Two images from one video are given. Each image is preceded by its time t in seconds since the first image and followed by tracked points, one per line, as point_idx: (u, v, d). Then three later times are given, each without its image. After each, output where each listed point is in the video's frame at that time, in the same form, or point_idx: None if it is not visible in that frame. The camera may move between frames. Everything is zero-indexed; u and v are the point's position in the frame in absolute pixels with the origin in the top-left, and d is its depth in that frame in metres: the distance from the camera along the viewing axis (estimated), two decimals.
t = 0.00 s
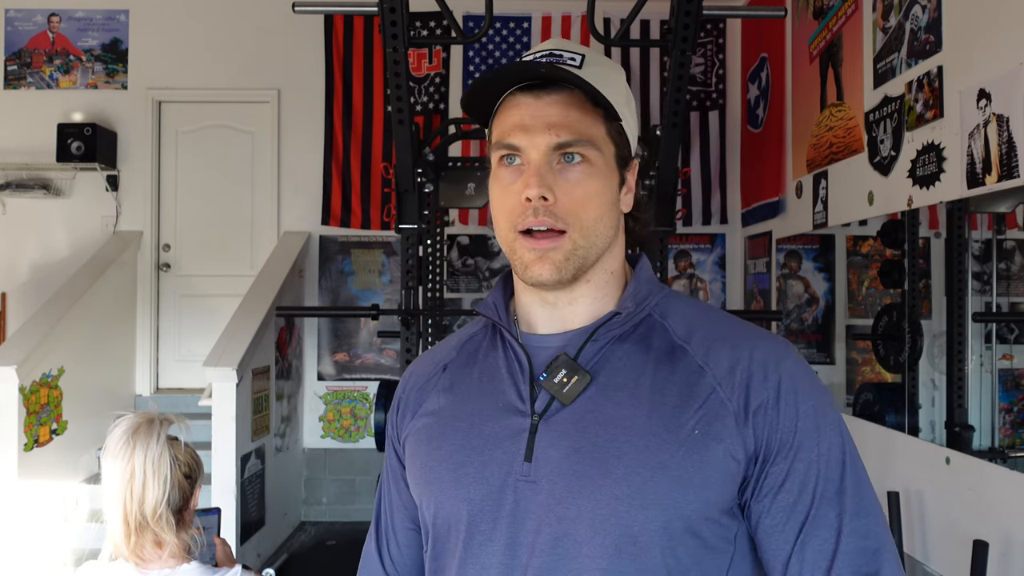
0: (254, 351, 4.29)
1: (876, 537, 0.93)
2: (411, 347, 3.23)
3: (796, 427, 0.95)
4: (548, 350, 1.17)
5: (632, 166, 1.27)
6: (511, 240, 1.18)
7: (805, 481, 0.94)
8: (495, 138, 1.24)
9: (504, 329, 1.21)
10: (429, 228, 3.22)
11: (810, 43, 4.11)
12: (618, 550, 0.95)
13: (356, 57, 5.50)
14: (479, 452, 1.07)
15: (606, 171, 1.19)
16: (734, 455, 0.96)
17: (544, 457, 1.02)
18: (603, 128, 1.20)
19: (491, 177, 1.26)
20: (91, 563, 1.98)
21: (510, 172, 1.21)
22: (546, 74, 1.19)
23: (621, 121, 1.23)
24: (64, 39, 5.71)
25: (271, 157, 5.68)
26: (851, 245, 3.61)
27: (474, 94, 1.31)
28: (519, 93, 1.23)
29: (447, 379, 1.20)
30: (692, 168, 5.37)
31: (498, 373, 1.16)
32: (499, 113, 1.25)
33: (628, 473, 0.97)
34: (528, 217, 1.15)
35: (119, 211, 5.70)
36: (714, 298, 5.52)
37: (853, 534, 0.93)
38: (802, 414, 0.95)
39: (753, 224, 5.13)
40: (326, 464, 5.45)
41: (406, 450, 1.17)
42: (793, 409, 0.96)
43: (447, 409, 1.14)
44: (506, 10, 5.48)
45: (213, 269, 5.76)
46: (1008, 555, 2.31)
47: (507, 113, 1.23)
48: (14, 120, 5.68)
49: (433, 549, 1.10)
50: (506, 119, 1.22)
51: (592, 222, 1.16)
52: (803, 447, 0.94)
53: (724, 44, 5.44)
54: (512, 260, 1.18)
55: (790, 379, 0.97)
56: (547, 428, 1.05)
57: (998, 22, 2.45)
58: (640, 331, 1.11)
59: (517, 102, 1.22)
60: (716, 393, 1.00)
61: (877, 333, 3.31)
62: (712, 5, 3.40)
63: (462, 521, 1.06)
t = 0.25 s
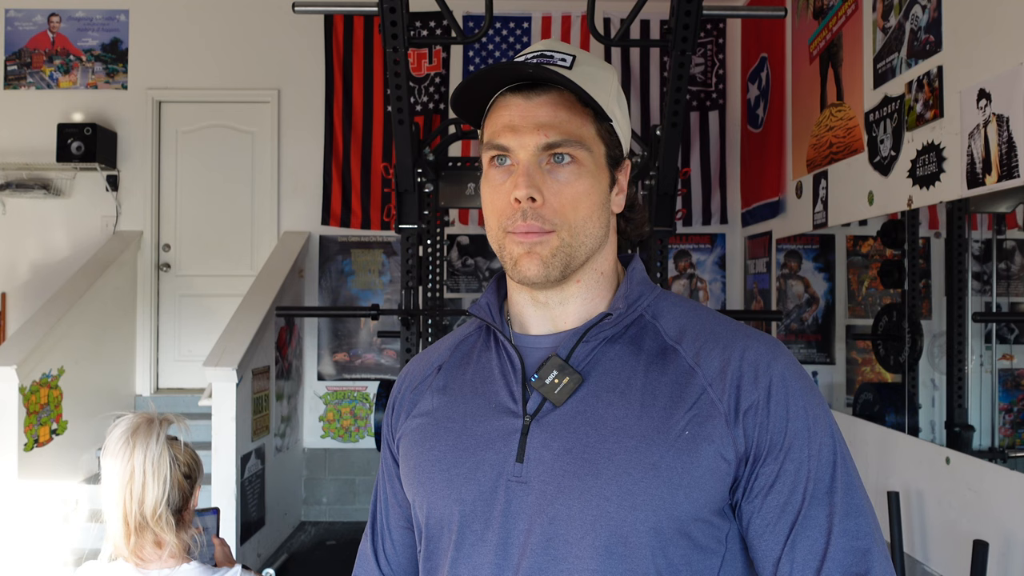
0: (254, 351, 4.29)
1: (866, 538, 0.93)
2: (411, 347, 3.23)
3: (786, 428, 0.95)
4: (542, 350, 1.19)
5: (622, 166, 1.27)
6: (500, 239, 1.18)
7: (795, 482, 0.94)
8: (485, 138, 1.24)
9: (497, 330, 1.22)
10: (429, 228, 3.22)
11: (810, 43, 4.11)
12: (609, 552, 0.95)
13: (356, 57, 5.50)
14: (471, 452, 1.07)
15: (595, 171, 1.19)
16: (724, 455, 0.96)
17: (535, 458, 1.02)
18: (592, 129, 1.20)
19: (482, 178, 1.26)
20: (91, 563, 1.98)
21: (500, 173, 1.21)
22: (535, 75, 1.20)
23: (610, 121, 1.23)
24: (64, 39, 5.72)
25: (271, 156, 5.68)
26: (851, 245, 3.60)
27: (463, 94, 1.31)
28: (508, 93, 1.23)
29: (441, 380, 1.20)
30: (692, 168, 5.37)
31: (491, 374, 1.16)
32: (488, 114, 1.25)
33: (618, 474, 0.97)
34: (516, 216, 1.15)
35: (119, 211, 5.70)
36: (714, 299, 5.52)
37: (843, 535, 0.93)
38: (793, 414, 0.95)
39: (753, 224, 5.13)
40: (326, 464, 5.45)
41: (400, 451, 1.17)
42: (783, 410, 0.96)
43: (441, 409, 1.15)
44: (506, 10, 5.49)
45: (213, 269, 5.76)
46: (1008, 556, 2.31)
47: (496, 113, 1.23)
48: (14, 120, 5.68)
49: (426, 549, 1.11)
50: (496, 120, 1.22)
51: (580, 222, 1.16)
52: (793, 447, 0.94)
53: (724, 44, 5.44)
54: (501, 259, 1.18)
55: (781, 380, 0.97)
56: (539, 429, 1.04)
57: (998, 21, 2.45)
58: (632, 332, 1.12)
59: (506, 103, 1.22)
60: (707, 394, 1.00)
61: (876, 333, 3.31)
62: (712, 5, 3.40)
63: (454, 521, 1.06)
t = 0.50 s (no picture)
0: (254, 351, 4.29)
1: (856, 534, 0.93)
2: (411, 347, 3.23)
3: (777, 425, 0.95)
4: (536, 350, 1.19)
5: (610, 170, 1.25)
6: (488, 254, 1.18)
7: (786, 479, 0.94)
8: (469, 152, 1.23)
9: (493, 333, 1.22)
10: (429, 228, 3.22)
11: (810, 43, 4.11)
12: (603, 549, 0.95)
13: (356, 57, 5.49)
14: (466, 452, 1.07)
15: (579, 183, 1.18)
16: (716, 453, 0.96)
17: (530, 456, 1.02)
18: (576, 140, 1.18)
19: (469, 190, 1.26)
20: (91, 563, 1.98)
21: (485, 188, 1.21)
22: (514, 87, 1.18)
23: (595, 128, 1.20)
24: (64, 39, 5.72)
25: (272, 156, 5.68)
26: (851, 245, 3.60)
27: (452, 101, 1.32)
28: (489, 107, 1.21)
29: (437, 381, 1.20)
30: (692, 168, 5.37)
31: (487, 375, 1.17)
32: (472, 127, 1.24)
33: (611, 471, 0.97)
34: (501, 233, 1.15)
35: (119, 211, 5.70)
36: (714, 299, 5.52)
37: (834, 531, 0.93)
38: (784, 411, 0.95)
39: (753, 224, 5.13)
40: (326, 464, 5.44)
41: (397, 451, 1.17)
42: (775, 407, 0.95)
43: (437, 410, 1.15)
44: (506, 10, 5.49)
45: (213, 269, 5.76)
46: (1008, 556, 2.31)
47: (478, 128, 1.22)
48: (14, 120, 5.68)
49: (421, 549, 1.11)
50: (478, 135, 1.22)
51: (565, 235, 1.15)
52: (784, 444, 0.94)
53: (724, 44, 5.44)
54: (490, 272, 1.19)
55: (772, 378, 0.97)
56: (534, 427, 1.04)
57: (997, 21, 2.45)
58: (624, 332, 1.12)
59: (487, 118, 1.21)
60: (699, 392, 1.00)
61: (876, 333, 3.31)
62: (712, 6, 3.40)
63: (449, 519, 1.06)
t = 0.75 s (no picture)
0: (254, 351, 4.29)
1: (850, 532, 0.93)
2: (412, 347, 3.23)
3: (772, 424, 0.95)
4: (529, 353, 1.18)
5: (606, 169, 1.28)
6: (504, 249, 1.18)
7: (781, 478, 0.94)
8: (479, 148, 1.22)
9: (484, 334, 1.22)
10: (429, 228, 3.22)
11: (810, 43, 4.11)
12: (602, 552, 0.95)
13: (356, 57, 5.49)
14: (461, 455, 1.07)
15: (591, 178, 1.21)
16: (712, 454, 0.96)
17: (527, 459, 1.02)
18: (587, 136, 1.21)
19: (473, 187, 1.25)
20: (91, 564, 1.98)
21: (498, 183, 1.21)
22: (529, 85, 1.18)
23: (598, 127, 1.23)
24: (64, 39, 5.71)
25: (271, 156, 5.68)
26: (851, 245, 3.60)
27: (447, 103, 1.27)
28: (501, 102, 1.21)
29: (430, 385, 1.20)
30: (692, 168, 5.37)
31: (480, 377, 1.16)
32: (479, 123, 1.23)
33: (609, 473, 0.97)
34: (522, 227, 1.15)
35: (119, 211, 5.69)
36: (714, 299, 5.52)
37: (829, 528, 0.93)
38: (779, 410, 0.95)
39: (753, 224, 5.14)
40: (326, 464, 5.44)
41: (390, 455, 1.16)
42: (770, 406, 0.96)
43: (430, 414, 1.14)
44: (506, 10, 5.49)
45: (213, 269, 5.76)
46: (1008, 556, 2.31)
47: (489, 124, 1.21)
48: (14, 120, 5.68)
49: (418, 553, 1.10)
50: (491, 130, 1.21)
51: (583, 228, 1.17)
52: (778, 444, 0.94)
53: (724, 44, 5.44)
54: (504, 267, 1.19)
55: (766, 377, 0.97)
56: (530, 430, 1.04)
57: (997, 21, 2.45)
58: (619, 333, 1.12)
59: (499, 113, 1.21)
60: (695, 393, 1.00)
61: (876, 333, 3.31)
62: (712, 6, 3.40)
63: (445, 523, 1.05)
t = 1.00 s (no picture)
0: (254, 351, 4.29)
1: (844, 531, 0.93)
2: (412, 347, 3.23)
3: (767, 426, 0.95)
4: (525, 356, 1.19)
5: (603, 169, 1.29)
6: (499, 249, 1.18)
7: (776, 479, 0.94)
8: (477, 147, 1.22)
9: (478, 337, 1.21)
10: (429, 228, 3.22)
11: (810, 43, 4.11)
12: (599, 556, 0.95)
13: (356, 57, 5.49)
14: (457, 459, 1.07)
15: (589, 180, 1.21)
16: (708, 456, 0.96)
17: (523, 463, 1.02)
18: (586, 138, 1.21)
19: (469, 187, 1.25)
20: (91, 564, 1.98)
21: (494, 183, 1.21)
22: (529, 86, 1.18)
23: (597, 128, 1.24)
24: (64, 39, 5.72)
25: (272, 156, 5.68)
26: (851, 245, 3.60)
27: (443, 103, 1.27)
28: (500, 102, 1.21)
29: (425, 387, 1.20)
30: (692, 168, 5.37)
31: (475, 380, 1.16)
32: (478, 123, 1.23)
33: (605, 477, 0.97)
34: (517, 228, 1.15)
35: (119, 211, 5.70)
36: (714, 299, 5.52)
37: (823, 528, 0.93)
38: (774, 412, 0.95)
39: (753, 224, 5.13)
40: (326, 464, 5.44)
41: (385, 458, 1.16)
42: (764, 408, 0.96)
43: (424, 418, 1.14)
44: (506, 10, 5.49)
45: (213, 269, 5.76)
46: (1008, 556, 2.31)
47: (488, 124, 1.21)
48: (14, 120, 5.68)
49: (414, 557, 1.10)
50: (489, 130, 1.21)
51: (578, 230, 1.17)
52: (773, 445, 0.94)
53: (724, 44, 5.44)
54: (500, 268, 1.18)
55: (761, 379, 0.97)
56: (526, 434, 1.04)
57: (997, 21, 2.45)
58: (614, 335, 1.12)
59: (498, 113, 1.21)
60: (690, 395, 1.00)
61: (876, 333, 3.31)
62: (712, 5, 3.40)
63: (442, 527, 1.05)
